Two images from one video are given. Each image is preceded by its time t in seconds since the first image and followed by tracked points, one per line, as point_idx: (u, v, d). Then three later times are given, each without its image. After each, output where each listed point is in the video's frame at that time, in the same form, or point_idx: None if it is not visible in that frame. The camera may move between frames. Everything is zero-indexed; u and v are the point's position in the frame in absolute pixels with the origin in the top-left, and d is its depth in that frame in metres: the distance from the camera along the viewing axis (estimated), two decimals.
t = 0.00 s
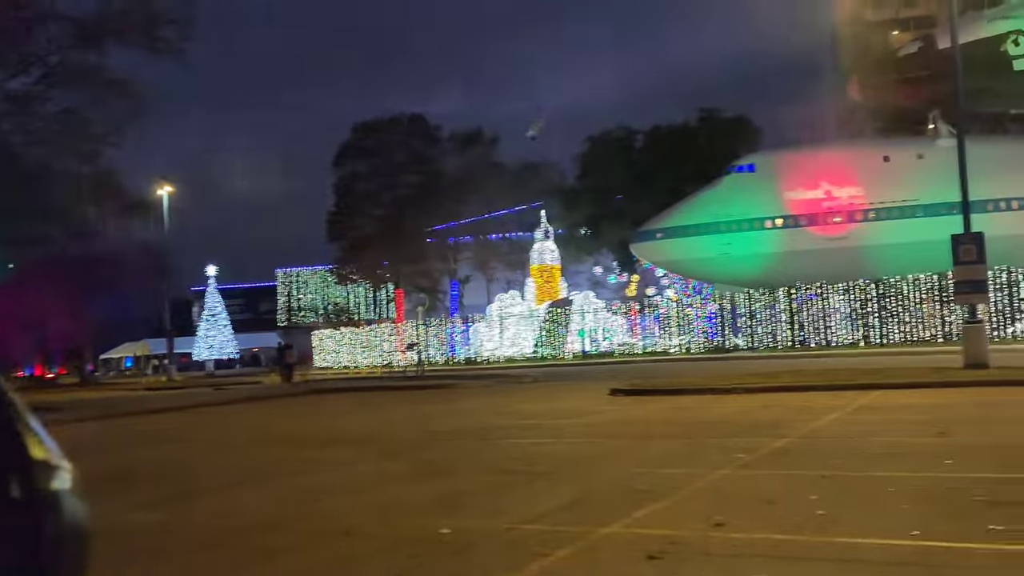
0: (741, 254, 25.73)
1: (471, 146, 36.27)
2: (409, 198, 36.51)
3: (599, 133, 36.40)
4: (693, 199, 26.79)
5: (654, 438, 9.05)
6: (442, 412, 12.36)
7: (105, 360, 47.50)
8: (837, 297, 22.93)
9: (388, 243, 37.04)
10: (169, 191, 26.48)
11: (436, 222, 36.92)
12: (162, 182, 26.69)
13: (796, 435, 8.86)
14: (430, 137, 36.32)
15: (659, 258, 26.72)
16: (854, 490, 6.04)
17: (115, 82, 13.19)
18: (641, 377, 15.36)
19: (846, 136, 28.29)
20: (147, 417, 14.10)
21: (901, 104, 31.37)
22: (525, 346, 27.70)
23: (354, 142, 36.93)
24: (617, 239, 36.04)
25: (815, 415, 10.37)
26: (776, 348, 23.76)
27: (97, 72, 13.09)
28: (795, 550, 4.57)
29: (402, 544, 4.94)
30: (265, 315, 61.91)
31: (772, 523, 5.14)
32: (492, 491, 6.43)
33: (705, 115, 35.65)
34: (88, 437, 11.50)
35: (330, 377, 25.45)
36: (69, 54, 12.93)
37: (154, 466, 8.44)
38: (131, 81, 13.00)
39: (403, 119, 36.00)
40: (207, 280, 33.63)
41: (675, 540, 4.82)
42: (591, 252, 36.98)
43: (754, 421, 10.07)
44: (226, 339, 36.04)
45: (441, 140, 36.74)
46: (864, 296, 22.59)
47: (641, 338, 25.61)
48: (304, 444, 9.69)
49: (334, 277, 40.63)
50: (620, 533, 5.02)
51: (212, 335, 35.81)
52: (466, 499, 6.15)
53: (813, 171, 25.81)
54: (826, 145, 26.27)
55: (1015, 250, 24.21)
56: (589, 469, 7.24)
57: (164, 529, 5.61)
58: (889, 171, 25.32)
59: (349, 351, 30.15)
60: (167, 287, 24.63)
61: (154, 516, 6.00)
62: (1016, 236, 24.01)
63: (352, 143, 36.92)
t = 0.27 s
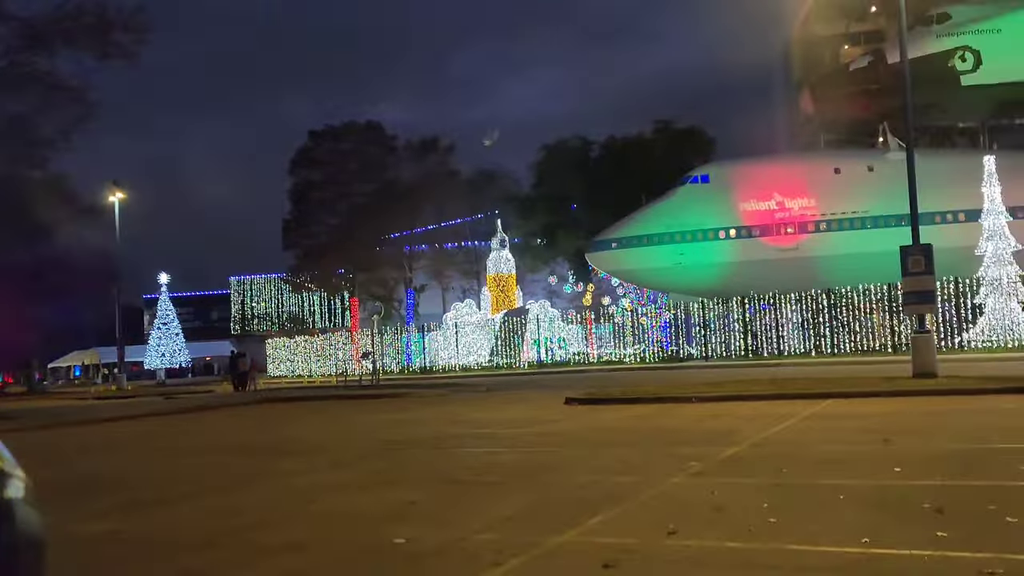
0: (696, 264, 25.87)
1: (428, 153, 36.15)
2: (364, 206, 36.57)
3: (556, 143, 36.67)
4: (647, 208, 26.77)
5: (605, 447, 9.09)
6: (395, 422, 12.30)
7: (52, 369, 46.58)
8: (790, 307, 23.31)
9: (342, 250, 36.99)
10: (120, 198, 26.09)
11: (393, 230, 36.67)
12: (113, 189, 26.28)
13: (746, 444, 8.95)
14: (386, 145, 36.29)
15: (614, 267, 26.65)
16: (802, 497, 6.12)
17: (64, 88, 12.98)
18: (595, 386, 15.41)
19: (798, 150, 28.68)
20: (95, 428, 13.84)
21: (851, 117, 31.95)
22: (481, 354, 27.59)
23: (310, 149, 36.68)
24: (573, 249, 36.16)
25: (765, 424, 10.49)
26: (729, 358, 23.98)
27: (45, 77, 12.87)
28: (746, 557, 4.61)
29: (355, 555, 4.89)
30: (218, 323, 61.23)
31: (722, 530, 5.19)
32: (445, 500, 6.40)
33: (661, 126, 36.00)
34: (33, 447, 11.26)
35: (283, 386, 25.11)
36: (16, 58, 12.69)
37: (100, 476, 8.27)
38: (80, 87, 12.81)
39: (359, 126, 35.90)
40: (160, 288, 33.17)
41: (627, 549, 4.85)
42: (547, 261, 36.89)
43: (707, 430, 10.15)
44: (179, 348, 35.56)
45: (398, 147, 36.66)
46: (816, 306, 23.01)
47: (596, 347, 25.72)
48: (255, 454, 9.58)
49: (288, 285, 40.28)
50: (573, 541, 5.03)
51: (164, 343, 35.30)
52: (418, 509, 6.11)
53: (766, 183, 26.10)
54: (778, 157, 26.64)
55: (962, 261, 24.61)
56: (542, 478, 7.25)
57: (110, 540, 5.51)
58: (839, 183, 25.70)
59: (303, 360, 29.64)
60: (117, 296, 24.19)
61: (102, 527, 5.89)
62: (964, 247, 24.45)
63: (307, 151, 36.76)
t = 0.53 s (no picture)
0: (666, 274, 25.94)
1: (398, 160, 36.35)
2: (332, 214, 36.45)
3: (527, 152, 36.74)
4: (618, 217, 26.83)
5: (575, 456, 9.10)
6: (364, 430, 12.22)
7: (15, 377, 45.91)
8: (758, 316, 23.43)
9: (312, 257, 36.87)
10: (87, 204, 25.80)
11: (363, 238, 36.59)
12: (79, 195, 25.97)
13: (716, 452, 8.99)
14: (356, 152, 36.34)
15: (585, 277, 26.66)
16: (771, 505, 6.15)
17: (29, 92, 12.81)
18: (565, 395, 15.42)
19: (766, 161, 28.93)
20: (60, 436, 13.64)
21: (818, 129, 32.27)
22: (450, 364, 27.59)
23: (280, 157, 36.54)
24: (544, 258, 36.19)
25: (734, 433, 10.54)
26: (698, 366, 24.11)
27: (10, 81, 12.70)
28: (715, 565, 4.61)
29: (323, 565, 4.84)
30: (185, 331, 60.67)
31: (692, 539, 5.19)
32: (415, 510, 6.37)
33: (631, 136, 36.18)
34: None
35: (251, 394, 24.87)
36: None
37: (64, 486, 8.14)
38: (45, 91, 12.65)
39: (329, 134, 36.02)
40: (127, 295, 32.82)
41: (597, 558, 4.84)
42: (517, 270, 36.96)
43: (676, 439, 10.19)
44: (145, 356, 35.18)
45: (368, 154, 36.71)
46: (784, 315, 23.12)
47: (566, 356, 25.53)
48: (223, 463, 9.50)
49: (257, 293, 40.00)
50: (542, 551, 5.01)
51: (131, 351, 34.91)
52: (387, 518, 6.07)
53: (736, 193, 26.29)
54: (747, 168, 26.85)
55: (929, 270, 24.92)
56: (512, 487, 7.23)
57: (77, 550, 5.44)
58: (808, 194, 25.98)
59: (270, 369, 29.49)
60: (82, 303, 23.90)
61: (65, 538, 5.79)
62: (930, 258, 24.77)
63: (277, 158, 36.68)
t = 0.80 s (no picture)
0: (639, 283, 26.04)
1: (371, 168, 36.33)
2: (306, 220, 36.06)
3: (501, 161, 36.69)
4: (593, 226, 26.89)
5: (549, 464, 9.08)
6: (337, 438, 12.15)
7: None
8: (731, 325, 23.59)
9: (285, 266, 36.43)
10: (58, 209, 25.51)
11: (337, 244, 36.31)
12: (49, 199, 25.68)
13: (689, 461, 9.01)
14: (330, 159, 36.23)
15: (559, 285, 26.70)
16: (743, 514, 6.17)
17: None
18: (539, 403, 15.41)
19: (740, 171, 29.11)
20: (27, 444, 13.46)
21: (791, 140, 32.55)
22: (424, 371, 27.41)
23: (253, 162, 36.34)
24: (518, 266, 36.19)
25: (707, 441, 10.58)
26: (671, 374, 24.20)
27: None
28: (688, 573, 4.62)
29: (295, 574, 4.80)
30: (156, 337, 60.15)
31: (665, 548, 5.20)
32: (389, 518, 6.33)
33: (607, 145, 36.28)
34: None
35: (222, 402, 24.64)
36: None
37: (32, 494, 8.02)
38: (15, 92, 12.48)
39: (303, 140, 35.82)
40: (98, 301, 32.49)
41: (571, 566, 4.83)
42: (491, 278, 37.00)
43: (650, 447, 10.20)
44: (116, 363, 34.83)
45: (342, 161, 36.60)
46: (756, 324, 23.31)
47: (540, 364, 25.71)
48: (194, 471, 9.41)
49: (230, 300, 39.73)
50: (516, 559, 4.99)
51: (101, 358, 34.56)
52: (361, 526, 6.02)
53: (711, 203, 26.42)
54: (721, 177, 27.02)
55: (901, 280, 25.15)
56: (486, 495, 7.20)
57: (50, 559, 5.37)
58: (781, 204, 26.16)
59: (244, 376, 29.13)
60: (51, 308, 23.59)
61: (32, 547, 5.70)
62: (901, 268, 25.00)
63: (251, 164, 36.39)
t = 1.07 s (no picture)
0: (612, 291, 26.09)
1: (343, 174, 36.29)
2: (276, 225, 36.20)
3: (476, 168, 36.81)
4: (566, 235, 26.98)
5: (522, 472, 9.07)
6: (308, 446, 12.07)
7: None
8: (703, 333, 23.67)
9: (255, 272, 36.35)
10: (26, 213, 25.22)
11: (310, 251, 36.25)
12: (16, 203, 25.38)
13: (661, 469, 9.03)
14: (302, 165, 36.31)
15: (533, 293, 26.75)
16: (715, 522, 6.18)
17: None
18: (513, 411, 15.38)
19: (713, 180, 29.26)
20: None
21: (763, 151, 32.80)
22: (396, 378, 27.29)
23: (224, 168, 36.27)
24: (490, 272, 35.96)
25: (680, 449, 10.60)
26: (644, 383, 24.25)
27: None
28: None
29: None
30: (125, 344, 59.53)
31: (637, 556, 5.20)
32: (361, 526, 6.28)
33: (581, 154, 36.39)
34: None
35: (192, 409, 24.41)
36: None
37: None
38: None
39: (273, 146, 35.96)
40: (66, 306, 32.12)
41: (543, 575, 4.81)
42: (464, 285, 36.46)
43: (622, 456, 10.20)
44: (84, 369, 34.44)
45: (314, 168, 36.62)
46: (729, 333, 23.42)
47: (513, 371, 25.69)
48: (162, 479, 9.30)
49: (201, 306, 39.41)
50: (488, 568, 4.97)
51: (68, 364, 34.15)
52: (333, 535, 5.98)
53: (686, 212, 26.55)
54: (694, 187, 27.19)
55: (871, 290, 25.35)
56: (459, 504, 7.17)
57: (14, 567, 5.28)
58: (754, 214, 26.35)
59: (213, 385, 28.91)
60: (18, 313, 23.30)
61: None
62: (872, 278, 25.21)
63: (222, 168, 36.41)
